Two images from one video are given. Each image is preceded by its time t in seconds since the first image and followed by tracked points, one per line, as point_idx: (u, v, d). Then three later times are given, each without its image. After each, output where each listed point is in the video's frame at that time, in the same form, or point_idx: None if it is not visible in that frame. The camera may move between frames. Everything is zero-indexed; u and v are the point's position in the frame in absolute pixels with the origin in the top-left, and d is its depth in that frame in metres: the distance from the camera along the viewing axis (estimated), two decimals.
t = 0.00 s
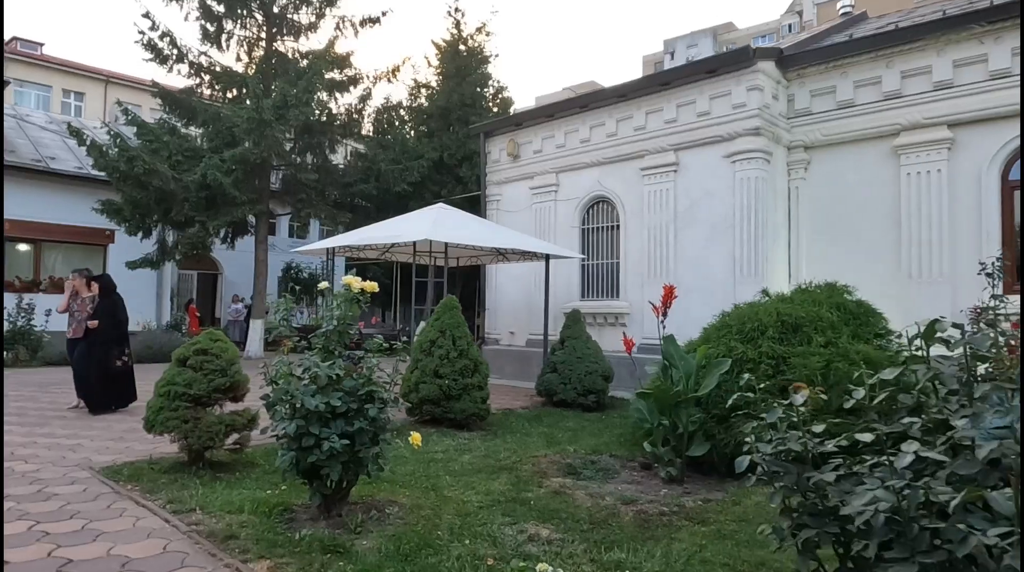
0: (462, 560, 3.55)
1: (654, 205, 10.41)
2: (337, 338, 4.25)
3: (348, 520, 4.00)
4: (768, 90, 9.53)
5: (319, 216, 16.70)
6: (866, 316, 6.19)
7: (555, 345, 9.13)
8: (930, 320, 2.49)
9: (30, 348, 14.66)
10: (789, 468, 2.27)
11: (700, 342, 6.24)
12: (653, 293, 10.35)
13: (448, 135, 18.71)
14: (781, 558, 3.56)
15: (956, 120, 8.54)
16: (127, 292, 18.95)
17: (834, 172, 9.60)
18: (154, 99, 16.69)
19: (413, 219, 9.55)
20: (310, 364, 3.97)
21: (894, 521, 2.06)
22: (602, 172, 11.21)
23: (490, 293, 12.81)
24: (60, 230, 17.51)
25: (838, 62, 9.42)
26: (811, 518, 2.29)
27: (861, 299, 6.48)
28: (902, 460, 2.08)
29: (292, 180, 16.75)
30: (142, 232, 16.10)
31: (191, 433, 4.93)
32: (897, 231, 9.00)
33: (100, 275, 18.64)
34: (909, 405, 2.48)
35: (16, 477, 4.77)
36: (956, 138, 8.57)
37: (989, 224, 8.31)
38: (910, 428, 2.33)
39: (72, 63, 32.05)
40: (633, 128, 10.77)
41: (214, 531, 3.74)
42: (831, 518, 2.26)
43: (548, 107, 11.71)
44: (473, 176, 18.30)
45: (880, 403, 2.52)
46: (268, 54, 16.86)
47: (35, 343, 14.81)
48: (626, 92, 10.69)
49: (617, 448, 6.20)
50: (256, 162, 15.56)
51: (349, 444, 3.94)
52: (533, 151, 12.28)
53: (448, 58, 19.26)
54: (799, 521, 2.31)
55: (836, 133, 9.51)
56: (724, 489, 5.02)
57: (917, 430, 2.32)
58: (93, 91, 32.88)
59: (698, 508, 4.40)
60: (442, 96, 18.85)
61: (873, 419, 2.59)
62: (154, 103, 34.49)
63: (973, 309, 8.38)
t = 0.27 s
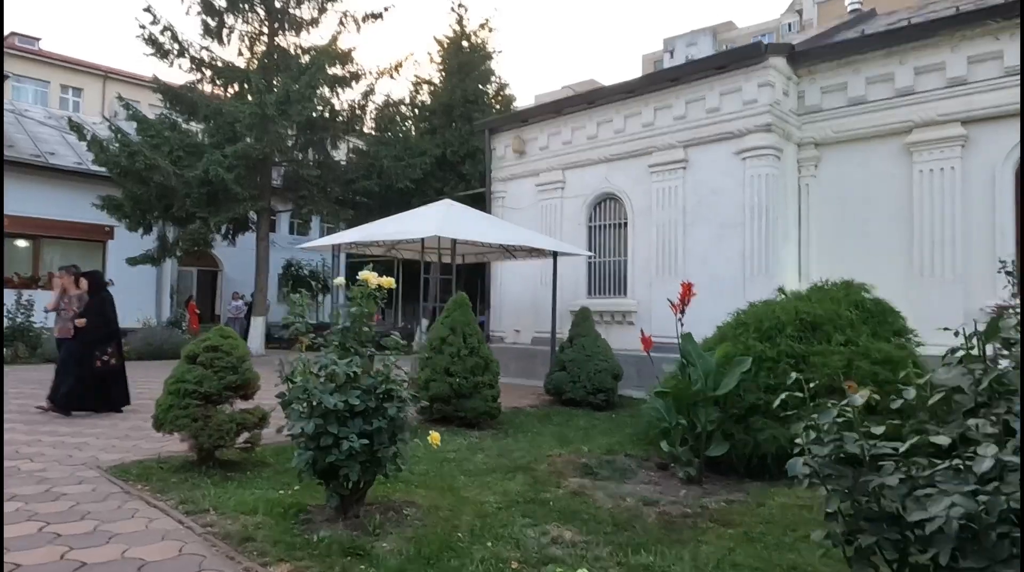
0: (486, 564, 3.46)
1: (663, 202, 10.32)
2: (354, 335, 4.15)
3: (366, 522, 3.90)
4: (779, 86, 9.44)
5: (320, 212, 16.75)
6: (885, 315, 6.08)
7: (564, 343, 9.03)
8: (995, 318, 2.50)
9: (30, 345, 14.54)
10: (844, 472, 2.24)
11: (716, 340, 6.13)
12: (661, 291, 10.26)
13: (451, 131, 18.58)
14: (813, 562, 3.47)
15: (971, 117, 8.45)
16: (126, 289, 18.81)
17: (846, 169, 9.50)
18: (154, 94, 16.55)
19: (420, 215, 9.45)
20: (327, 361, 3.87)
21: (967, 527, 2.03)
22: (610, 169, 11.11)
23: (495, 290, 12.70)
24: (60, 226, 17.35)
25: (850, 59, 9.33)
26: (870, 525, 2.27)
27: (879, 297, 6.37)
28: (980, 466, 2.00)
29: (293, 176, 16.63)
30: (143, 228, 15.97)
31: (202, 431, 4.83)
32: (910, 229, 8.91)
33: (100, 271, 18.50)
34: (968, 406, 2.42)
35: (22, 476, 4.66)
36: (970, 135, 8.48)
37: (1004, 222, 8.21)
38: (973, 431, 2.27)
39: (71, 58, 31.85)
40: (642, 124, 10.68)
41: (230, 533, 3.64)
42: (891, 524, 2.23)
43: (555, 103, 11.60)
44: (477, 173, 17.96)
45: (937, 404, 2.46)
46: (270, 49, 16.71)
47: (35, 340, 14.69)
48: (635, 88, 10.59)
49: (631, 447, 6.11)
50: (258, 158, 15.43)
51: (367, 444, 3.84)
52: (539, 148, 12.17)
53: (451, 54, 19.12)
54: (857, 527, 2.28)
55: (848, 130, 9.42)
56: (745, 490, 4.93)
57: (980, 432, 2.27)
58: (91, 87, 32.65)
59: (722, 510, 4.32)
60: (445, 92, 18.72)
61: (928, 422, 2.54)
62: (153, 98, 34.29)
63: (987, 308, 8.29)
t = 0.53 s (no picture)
0: None
1: (673, 201, 10.23)
2: (376, 336, 4.08)
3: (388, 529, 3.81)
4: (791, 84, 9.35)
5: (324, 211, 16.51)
6: (905, 316, 5.99)
7: (574, 344, 8.94)
8: None
9: (31, 344, 14.42)
10: (908, 485, 2.32)
11: (733, 341, 6.04)
12: (671, 292, 10.17)
13: (455, 130, 18.48)
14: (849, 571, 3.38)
15: (986, 116, 8.36)
16: (127, 287, 18.68)
17: (858, 168, 9.41)
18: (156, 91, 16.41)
19: (429, 214, 9.35)
20: (348, 363, 3.77)
21: None
22: (618, 168, 11.01)
23: (501, 290, 12.60)
24: (61, 223, 17.20)
25: (863, 57, 9.25)
26: (933, 538, 2.37)
27: (898, 298, 6.28)
28: None
29: (297, 173, 16.52)
30: (145, 225, 15.85)
31: (215, 434, 4.74)
32: (923, 230, 8.82)
33: (101, 269, 18.37)
34: None
35: (32, 480, 4.56)
36: (985, 134, 8.39)
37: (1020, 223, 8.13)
38: None
39: (70, 55, 31.69)
40: (651, 122, 10.58)
41: (250, 541, 3.55)
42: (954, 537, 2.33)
43: (563, 101, 11.51)
44: (481, 172, 17.89)
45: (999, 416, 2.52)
46: (272, 46, 16.58)
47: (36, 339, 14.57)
48: (645, 86, 10.50)
49: (648, 450, 6.02)
50: (261, 156, 15.33)
51: (389, 449, 3.75)
52: (547, 146, 12.07)
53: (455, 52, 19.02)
54: (922, 540, 2.38)
55: (861, 129, 9.33)
56: (768, 496, 4.84)
57: None
58: (89, 83, 32.48)
59: (748, 515, 4.23)
60: (448, 90, 18.63)
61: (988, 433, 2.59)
62: (153, 96, 34.13)
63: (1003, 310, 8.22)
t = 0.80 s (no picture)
0: None
1: (681, 201, 10.16)
2: (393, 336, 4.01)
3: (406, 533, 3.74)
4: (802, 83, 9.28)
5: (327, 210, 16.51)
6: (923, 317, 5.93)
7: (583, 344, 8.87)
8: None
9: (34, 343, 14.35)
10: (961, 491, 2.35)
11: (749, 341, 5.97)
12: (679, 292, 10.11)
13: (460, 129, 18.42)
14: None
15: (1000, 116, 8.30)
16: (130, 286, 18.61)
17: (869, 168, 9.34)
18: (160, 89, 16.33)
19: (438, 213, 9.29)
20: (366, 364, 3.70)
21: None
22: (626, 167, 10.94)
23: (507, 290, 12.53)
24: (64, 222, 17.12)
25: (875, 56, 9.18)
26: (986, 548, 2.37)
27: (915, 299, 6.21)
28: None
29: (300, 171, 16.46)
30: (148, 224, 15.77)
31: (227, 435, 4.67)
32: (935, 230, 8.76)
33: (103, 268, 18.29)
34: None
35: (41, 482, 4.49)
36: (999, 134, 8.32)
37: None
38: None
39: (71, 52, 31.59)
40: (660, 121, 10.51)
41: (267, 546, 3.49)
42: (1010, 548, 2.34)
43: (571, 100, 11.44)
44: (485, 171, 17.84)
45: None
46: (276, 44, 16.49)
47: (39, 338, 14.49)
48: (653, 84, 10.43)
49: (662, 452, 5.95)
50: (265, 154, 15.26)
51: (408, 451, 3.68)
52: (554, 145, 12.00)
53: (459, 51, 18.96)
54: (976, 550, 2.38)
55: (873, 128, 9.26)
56: (787, 499, 4.77)
57: None
58: (91, 81, 32.37)
59: (771, 520, 4.16)
60: (453, 89, 18.56)
61: None
62: (155, 94, 34.03)
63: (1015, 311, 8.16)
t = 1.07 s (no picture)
0: None
1: (690, 200, 10.06)
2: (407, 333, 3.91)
3: (420, 535, 3.64)
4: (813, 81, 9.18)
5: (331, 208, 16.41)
6: (941, 317, 5.81)
7: (591, 344, 8.77)
8: None
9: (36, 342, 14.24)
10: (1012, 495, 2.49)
11: (764, 341, 5.86)
12: (687, 292, 10.01)
13: (464, 127, 18.33)
14: None
15: (1014, 115, 8.19)
16: (132, 284, 18.51)
17: (880, 167, 9.25)
18: (162, 86, 16.24)
19: (445, 211, 9.20)
20: (380, 361, 3.59)
21: None
22: (634, 165, 10.84)
23: (512, 289, 12.42)
24: (65, 219, 17.03)
25: (887, 53, 9.08)
26: None
27: (932, 298, 6.10)
28: None
29: (303, 169, 16.36)
30: (150, 221, 15.68)
31: (234, 434, 4.57)
32: (948, 230, 8.65)
33: (105, 266, 18.20)
34: None
35: (45, 482, 4.39)
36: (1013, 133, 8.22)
37: None
38: None
39: (72, 50, 31.50)
40: (668, 119, 10.41)
41: (278, 548, 3.40)
42: None
43: (578, 97, 11.35)
44: (489, 170, 17.79)
45: None
46: (280, 42, 16.38)
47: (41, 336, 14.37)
48: (662, 82, 10.33)
49: (675, 454, 5.85)
50: (269, 152, 15.17)
51: (423, 452, 3.58)
52: (560, 143, 11.91)
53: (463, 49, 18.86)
54: None
55: (884, 127, 9.16)
56: (806, 502, 4.68)
57: None
58: (92, 78, 32.25)
59: (793, 523, 4.06)
60: (457, 87, 18.47)
61: None
62: (157, 92, 33.93)
63: None
